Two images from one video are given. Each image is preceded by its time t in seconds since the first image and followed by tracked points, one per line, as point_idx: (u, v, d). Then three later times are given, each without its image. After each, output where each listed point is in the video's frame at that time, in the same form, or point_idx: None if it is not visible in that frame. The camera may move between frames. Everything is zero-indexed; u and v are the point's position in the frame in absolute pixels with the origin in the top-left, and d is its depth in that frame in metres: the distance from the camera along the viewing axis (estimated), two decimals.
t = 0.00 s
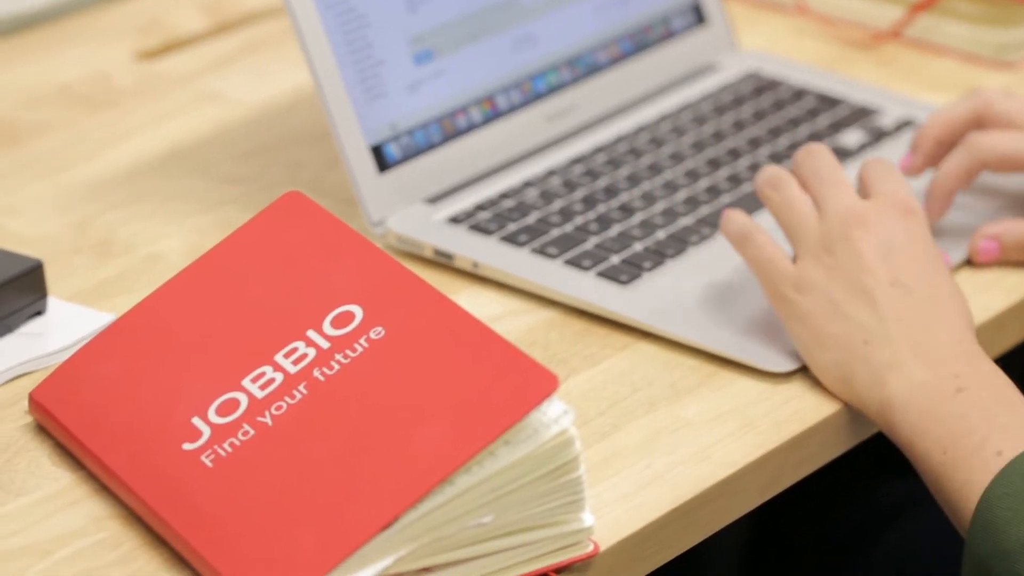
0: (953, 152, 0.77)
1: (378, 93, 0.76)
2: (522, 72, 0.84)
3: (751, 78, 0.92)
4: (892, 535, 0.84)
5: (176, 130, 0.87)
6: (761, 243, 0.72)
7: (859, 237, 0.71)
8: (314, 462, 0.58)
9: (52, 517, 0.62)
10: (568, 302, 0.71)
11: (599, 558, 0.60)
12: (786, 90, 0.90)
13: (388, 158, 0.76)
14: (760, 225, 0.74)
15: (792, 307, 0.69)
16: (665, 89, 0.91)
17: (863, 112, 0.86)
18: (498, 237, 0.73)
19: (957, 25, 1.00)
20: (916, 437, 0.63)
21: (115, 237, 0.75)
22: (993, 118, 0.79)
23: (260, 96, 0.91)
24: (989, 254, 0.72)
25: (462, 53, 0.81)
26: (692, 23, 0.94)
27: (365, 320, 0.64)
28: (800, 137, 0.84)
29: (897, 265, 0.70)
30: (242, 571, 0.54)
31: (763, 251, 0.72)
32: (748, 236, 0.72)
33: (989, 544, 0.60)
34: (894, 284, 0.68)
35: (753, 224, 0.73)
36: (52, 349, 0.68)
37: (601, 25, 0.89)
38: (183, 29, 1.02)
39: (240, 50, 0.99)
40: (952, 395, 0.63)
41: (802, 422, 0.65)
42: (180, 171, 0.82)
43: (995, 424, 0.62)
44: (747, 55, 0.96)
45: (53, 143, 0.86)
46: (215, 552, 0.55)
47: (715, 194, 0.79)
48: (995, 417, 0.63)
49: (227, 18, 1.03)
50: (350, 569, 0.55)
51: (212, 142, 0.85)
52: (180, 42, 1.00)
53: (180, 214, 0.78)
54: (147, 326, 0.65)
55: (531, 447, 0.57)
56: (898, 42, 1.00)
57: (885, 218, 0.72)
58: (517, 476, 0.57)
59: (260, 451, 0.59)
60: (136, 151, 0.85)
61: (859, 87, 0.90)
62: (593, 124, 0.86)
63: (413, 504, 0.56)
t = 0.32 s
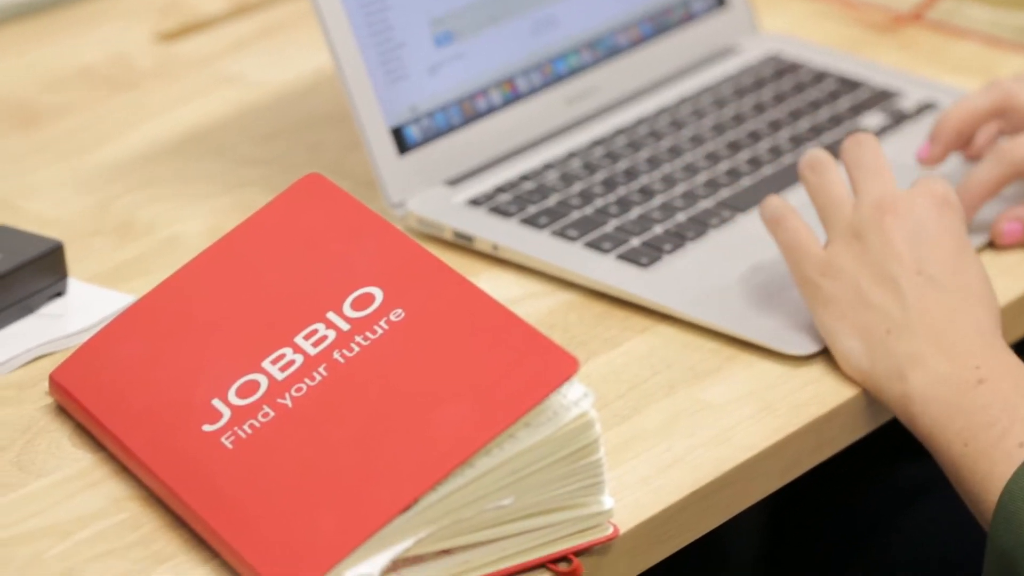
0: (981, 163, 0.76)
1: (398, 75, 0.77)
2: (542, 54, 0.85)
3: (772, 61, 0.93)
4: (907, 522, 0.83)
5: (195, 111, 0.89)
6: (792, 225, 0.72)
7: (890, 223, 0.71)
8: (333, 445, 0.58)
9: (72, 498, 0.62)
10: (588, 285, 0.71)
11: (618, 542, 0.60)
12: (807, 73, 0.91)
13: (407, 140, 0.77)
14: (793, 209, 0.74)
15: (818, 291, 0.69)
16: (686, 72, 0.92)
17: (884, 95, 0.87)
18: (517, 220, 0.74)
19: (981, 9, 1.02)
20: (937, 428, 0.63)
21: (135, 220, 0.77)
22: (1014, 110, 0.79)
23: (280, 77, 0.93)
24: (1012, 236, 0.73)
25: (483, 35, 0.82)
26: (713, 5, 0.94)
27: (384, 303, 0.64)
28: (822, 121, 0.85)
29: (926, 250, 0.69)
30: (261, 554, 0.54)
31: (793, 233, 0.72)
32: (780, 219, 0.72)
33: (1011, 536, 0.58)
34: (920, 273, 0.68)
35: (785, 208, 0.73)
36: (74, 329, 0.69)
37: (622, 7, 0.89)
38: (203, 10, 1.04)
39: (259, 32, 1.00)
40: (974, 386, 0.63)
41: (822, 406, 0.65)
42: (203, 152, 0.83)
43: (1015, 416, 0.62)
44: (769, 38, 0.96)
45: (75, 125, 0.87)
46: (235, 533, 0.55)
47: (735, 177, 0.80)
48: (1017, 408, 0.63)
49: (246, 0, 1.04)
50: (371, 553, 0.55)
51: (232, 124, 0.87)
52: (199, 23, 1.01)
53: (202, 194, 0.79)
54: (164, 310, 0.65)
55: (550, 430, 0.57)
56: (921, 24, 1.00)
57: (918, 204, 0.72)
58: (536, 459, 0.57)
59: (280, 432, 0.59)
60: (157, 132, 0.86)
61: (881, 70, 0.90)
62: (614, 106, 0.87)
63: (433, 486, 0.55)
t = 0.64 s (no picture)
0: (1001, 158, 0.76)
1: (417, 60, 0.78)
2: (562, 38, 0.86)
3: (792, 45, 0.94)
4: (933, 505, 0.84)
5: (214, 97, 0.90)
6: (810, 212, 0.72)
7: (904, 207, 0.71)
8: (351, 428, 0.57)
9: (90, 483, 0.61)
10: (607, 270, 0.72)
11: (638, 526, 0.59)
12: (827, 57, 0.92)
13: (427, 123, 0.78)
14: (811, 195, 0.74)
15: (835, 277, 0.69)
16: (705, 55, 0.93)
17: (904, 79, 0.87)
18: (536, 204, 0.75)
19: None
20: (957, 410, 0.63)
21: (153, 203, 0.78)
22: None
23: (298, 62, 0.94)
24: None
25: (504, 19, 0.82)
26: None
27: (404, 287, 0.63)
28: (841, 105, 0.85)
29: (940, 236, 0.69)
30: (279, 538, 0.54)
31: (810, 219, 0.72)
32: (797, 205, 0.73)
33: None
34: (933, 254, 0.68)
35: (803, 194, 0.74)
36: (92, 313, 0.70)
37: None
38: None
39: (277, 17, 1.01)
40: (991, 365, 0.63)
41: (842, 390, 0.65)
42: (222, 138, 0.85)
43: None
44: (788, 22, 0.97)
45: (94, 108, 0.89)
46: (254, 517, 0.55)
47: (755, 161, 0.80)
48: None
49: None
50: (389, 536, 0.54)
51: (249, 110, 0.88)
52: (216, 7, 1.02)
53: (220, 179, 0.80)
54: (179, 294, 0.65)
55: (570, 414, 0.56)
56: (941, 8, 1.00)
57: (930, 188, 0.72)
58: (557, 444, 0.56)
59: (298, 416, 0.58)
60: (175, 117, 0.88)
61: (901, 54, 0.91)
62: (633, 90, 0.88)
63: (451, 470, 0.54)
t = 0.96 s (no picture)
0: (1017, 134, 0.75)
1: (434, 45, 0.78)
2: (581, 22, 0.86)
3: (811, 30, 0.94)
4: (948, 495, 0.84)
5: (232, 81, 0.90)
6: (827, 199, 0.72)
7: (921, 194, 0.70)
8: (369, 411, 0.57)
9: (108, 466, 0.61)
10: (625, 256, 0.72)
11: (655, 511, 0.59)
12: (846, 43, 0.92)
13: (444, 108, 0.79)
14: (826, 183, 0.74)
15: (851, 264, 0.69)
16: (724, 39, 0.93)
17: (924, 65, 0.88)
18: (553, 190, 0.75)
19: None
20: (973, 397, 0.63)
21: (171, 187, 0.78)
22: None
23: (317, 46, 0.95)
24: None
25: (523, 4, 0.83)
26: None
27: (423, 270, 0.63)
28: (861, 90, 0.86)
29: (955, 218, 0.69)
30: (297, 522, 0.54)
31: (826, 207, 0.72)
32: (814, 193, 0.72)
33: None
34: (951, 241, 0.68)
35: (820, 182, 0.73)
36: (110, 297, 0.70)
37: None
38: None
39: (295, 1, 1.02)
40: (1008, 354, 0.63)
41: (858, 376, 0.64)
42: (240, 121, 0.85)
43: None
44: (807, 7, 0.98)
45: (112, 91, 0.89)
46: (271, 501, 0.55)
47: (773, 146, 0.81)
48: None
49: None
50: (408, 520, 0.54)
51: (268, 94, 0.89)
52: None
53: (238, 163, 0.80)
54: (197, 279, 0.65)
55: (588, 399, 0.56)
56: None
57: (946, 172, 0.71)
58: (576, 428, 0.56)
59: (316, 401, 0.58)
60: (193, 100, 0.88)
61: (921, 39, 0.91)
62: (651, 76, 0.88)
63: (469, 455, 0.54)
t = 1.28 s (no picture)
0: None
1: (452, 30, 0.79)
2: (598, 7, 0.86)
3: (828, 15, 0.94)
4: (973, 475, 0.84)
5: (250, 64, 0.91)
6: (812, 209, 0.71)
7: (907, 195, 0.71)
8: (385, 395, 0.56)
9: (124, 450, 0.61)
10: (642, 240, 0.72)
11: (672, 496, 0.58)
12: (864, 28, 0.92)
13: (462, 93, 0.79)
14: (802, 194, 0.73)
15: (850, 262, 0.68)
16: (742, 23, 0.93)
17: (941, 50, 0.88)
18: (570, 175, 0.76)
19: None
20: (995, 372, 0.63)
21: (188, 171, 0.79)
22: None
23: (333, 31, 0.95)
24: None
25: None
26: None
27: (439, 256, 0.62)
28: (879, 75, 0.86)
29: (955, 209, 0.70)
30: (314, 505, 0.53)
31: (812, 216, 0.70)
32: (798, 203, 0.71)
33: None
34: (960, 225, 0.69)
35: (798, 193, 0.72)
36: (127, 281, 0.70)
37: None
38: None
39: None
40: None
41: (876, 360, 0.64)
42: (257, 106, 0.85)
43: None
44: None
45: (128, 75, 0.90)
46: (288, 485, 0.54)
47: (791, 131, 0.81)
48: None
49: None
50: (424, 505, 0.53)
51: (285, 78, 0.89)
52: None
53: (256, 148, 0.81)
54: (215, 262, 0.65)
55: (605, 384, 0.55)
56: None
57: (928, 179, 0.72)
58: (594, 413, 0.55)
59: (333, 384, 0.58)
60: (211, 84, 0.88)
61: (939, 24, 0.92)
62: (668, 60, 0.89)
63: (485, 440, 0.53)
